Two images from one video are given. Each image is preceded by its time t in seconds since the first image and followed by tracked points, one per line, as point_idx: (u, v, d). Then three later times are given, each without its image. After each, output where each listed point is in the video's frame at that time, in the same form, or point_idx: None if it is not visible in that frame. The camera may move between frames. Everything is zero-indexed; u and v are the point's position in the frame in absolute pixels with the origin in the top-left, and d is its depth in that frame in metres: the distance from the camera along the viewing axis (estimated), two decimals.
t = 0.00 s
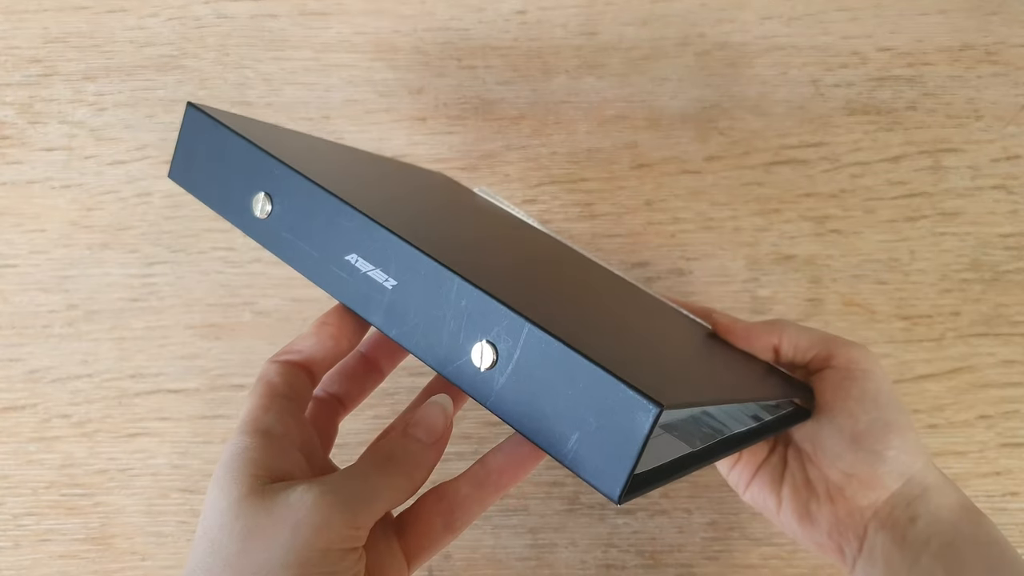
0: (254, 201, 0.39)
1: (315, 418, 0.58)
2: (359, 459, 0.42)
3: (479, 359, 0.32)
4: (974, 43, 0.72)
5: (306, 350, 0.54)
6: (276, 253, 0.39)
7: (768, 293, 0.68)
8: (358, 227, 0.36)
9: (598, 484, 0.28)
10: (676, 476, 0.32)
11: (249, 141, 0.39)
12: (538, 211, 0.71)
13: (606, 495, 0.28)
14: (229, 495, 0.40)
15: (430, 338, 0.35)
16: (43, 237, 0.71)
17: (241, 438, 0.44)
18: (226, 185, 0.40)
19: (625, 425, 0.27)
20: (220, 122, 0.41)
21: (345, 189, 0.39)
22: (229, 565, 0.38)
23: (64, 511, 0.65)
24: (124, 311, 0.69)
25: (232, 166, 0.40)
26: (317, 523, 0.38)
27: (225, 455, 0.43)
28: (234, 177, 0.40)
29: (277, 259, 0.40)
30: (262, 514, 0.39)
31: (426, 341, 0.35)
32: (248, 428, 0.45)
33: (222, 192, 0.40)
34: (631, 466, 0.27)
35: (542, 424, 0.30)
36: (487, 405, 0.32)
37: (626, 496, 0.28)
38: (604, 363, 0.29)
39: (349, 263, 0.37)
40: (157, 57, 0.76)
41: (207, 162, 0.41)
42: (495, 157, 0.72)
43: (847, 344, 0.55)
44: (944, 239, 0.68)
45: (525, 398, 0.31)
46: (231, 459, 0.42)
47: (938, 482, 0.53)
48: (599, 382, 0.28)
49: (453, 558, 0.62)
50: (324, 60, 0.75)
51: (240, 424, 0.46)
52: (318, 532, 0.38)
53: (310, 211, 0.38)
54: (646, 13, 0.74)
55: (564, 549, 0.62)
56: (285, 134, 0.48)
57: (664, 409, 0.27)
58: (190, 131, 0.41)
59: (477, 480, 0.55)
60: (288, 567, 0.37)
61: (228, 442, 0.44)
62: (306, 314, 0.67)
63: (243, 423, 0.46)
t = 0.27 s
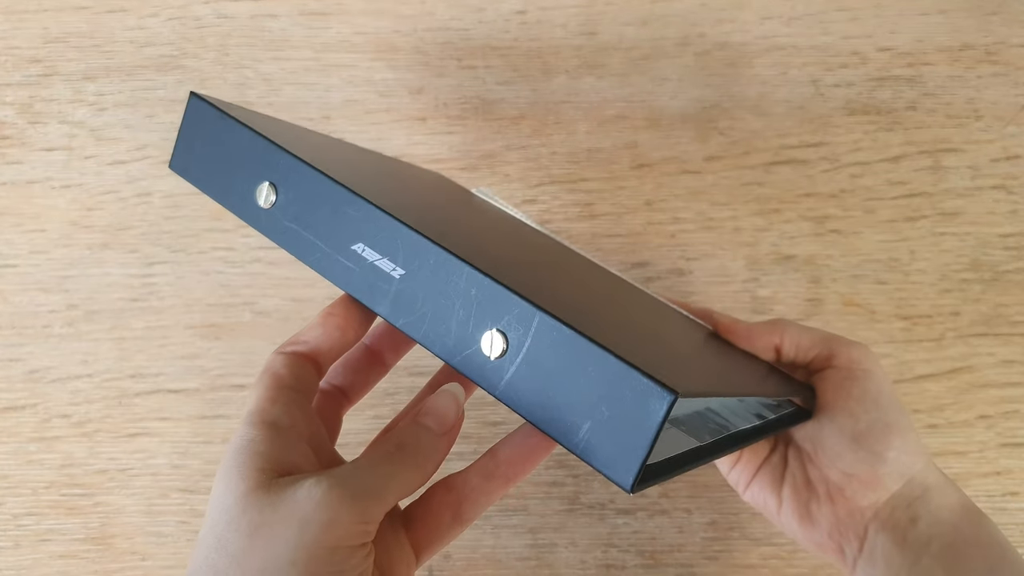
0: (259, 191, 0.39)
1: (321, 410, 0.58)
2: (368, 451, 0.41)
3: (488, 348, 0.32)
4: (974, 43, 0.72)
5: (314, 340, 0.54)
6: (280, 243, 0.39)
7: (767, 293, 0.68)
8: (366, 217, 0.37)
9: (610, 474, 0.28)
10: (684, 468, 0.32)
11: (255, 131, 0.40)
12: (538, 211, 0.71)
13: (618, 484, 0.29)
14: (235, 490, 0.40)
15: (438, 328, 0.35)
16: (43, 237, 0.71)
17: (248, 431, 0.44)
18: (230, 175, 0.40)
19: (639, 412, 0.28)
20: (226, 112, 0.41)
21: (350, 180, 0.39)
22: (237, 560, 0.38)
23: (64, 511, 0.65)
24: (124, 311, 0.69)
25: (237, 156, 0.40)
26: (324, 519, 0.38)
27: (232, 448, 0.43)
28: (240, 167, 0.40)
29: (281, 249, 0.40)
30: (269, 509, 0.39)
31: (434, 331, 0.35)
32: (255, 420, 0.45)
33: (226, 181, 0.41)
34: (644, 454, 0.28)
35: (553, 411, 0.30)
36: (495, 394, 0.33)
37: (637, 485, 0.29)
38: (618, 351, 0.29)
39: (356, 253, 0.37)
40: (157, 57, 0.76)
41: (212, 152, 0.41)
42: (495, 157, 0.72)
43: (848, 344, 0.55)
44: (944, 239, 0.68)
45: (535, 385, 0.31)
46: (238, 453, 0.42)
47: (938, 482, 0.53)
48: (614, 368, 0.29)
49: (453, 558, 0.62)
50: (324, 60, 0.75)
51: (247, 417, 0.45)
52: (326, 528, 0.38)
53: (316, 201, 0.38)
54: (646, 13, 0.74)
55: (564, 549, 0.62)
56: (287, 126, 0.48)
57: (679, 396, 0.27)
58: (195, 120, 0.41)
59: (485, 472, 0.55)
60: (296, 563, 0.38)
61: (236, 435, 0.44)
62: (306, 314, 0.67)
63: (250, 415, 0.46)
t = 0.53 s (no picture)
0: (267, 179, 0.40)
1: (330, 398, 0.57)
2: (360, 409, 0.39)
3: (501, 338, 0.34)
4: (974, 43, 0.72)
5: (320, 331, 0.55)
6: (288, 231, 0.40)
7: (768, 293, 0.68)
8: (374, 204, 0.37)
9: (627, 462, 0.29)
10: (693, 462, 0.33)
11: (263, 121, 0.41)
12: (538, 211, 0.71)
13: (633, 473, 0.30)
14: (238, 471, 0.40)
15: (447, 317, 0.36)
16: (43, 238, 0.71)
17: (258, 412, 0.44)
18: (238, 164, 0.41)
19: (658, 397, 0.29)
20: (235, 103, 0.42)
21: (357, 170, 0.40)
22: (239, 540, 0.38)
23: (64, 511, 0.65)
24: (124, 311, 0.69)
25: (246, 146, 0.41)
26: (315, 497, 0.36)
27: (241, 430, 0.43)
28: (247, 155, 0.41)
29: (287, 238, 0.40)
30: (267, 489, 0.38)
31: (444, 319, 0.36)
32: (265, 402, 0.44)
33: (234, 171, 0.41)
34: (660, 442, 0.29)
35: (568, 401, 0.31)
36: (507, 382, 0.33)
37: (652, 475, 0.29)
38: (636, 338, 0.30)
39: (364, 240, 0.38)
40: (156, 57, 0.76)
41: (219, 142, 0.42)
42: (495, 157, 0.72)
43: (848, 346, 0.56)
44: (944, 239, 0.68)
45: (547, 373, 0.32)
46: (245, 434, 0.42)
47: (940, 485, 0.53)
48: (632, 355, 0.29)
49: (454, 558, 0.62)
50: (324, 60, 0.75)
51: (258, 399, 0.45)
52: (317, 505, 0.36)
53: (325, 189, 0.39)
54: (646, 12, 0.74)
55: (564, 549, 0.62)
56: (293, 122, 0.49)
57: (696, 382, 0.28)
58: (205, 111, 0.42)
59: (500, 465, 0.57)
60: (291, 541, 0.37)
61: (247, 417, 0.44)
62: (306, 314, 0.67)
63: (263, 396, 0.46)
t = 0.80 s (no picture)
0: (261, 175, 0.41)
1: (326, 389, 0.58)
2: (427, 406, 0.40)
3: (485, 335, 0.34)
4: (974, 43, 0.72)
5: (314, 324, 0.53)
6: (280, 228, 0.41)
7: (767, 293, 0.68)
8: (364, 200, 0.37)
9: (605, 461, 0.29)
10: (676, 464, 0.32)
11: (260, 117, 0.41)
12: (538, 211, 0.71)
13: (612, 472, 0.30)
14: (292, 449, 0.40)
15: (432, 315, 0.36)
16: (43, 238, 0.71)
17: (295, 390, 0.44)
18: (233, 160, 0.42)
19: (637, 397, 0.29)
20: (229, 98, 0.42)
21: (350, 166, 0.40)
22: (297, 519, 0.39)
23: (64, 511, 0.65)
24: (124, 311, 0.69)
25: (241, 140, 0.41)
26: (389, 480, 0.38)
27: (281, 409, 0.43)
28: (244, 151, 0.41)
29: (279, 234, 0.41)
30: (332, 469, 0.39)
31: (430, 317, 0.36)
32: (301, 379, 0.45)
33: (228, 167, 0.42)
34: (636, 443, 0.29)
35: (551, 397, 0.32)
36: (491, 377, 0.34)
37: (631, 475, 0.30)
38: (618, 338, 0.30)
39: (354, 237, 0.38)
40: (156, 57, 0.76)
41: (215, 137, 0.42)
42: (495, 157, 0.72)
43: (840, 347, 0.55)
44: (944, 239, 0.68)
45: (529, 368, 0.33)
46: (289, 412, 0.42)
47: (935, 485, 0.53)
48: (613, 355, 0.30)
49: (454, 558, 0.62)
50: (324, 60, 0.75)
51: (286, 376, 0.45)
52: (391, 488, 0.38)
53: (315, 185, 0.39)
54: (646, 12, 0.74)
55: (564, 549, 0.62)
56: (292, 119, 0.49)
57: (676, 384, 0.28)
58: (201, 105, 0.43)
59: (517, 457, 0.57)
60: (360, 524, 0.38)
61: (281, 395, 0.44)
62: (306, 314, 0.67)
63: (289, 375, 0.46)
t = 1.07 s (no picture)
0: (267, 173, 0.44)
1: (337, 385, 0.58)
2: (444, 416, 0.41)
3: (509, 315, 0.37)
4: (974, 43, 0.72)
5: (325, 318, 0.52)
6: (288, 222, 0.43)
7: (768, 293, 0.68)
8: (372, 191, 0.41)
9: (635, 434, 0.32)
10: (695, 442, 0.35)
11: (263, 115, 0.44)
12: (538, 210, 0.71)
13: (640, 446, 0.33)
14: (309, 454, 0.40)
15: (447, 299, 0.39)
16: (44, 237, 0.71)
17: (308, 392, 0.44)
18: (236, 159, 0.45)
19: (668, 366, 0.31)
20: (237, 101, 0.45)
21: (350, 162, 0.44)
22: (314, 526, 0.39)
23: (64, 511, 0.65)
24: (124, 311, 0.69)
25: (245, 141, 0.45)
26: (408, 486, 0.39)
27: (295, 413, 0.43)
28: (248, 149, 0.45)
29: (287, 228, 0.43)
30: (350, 474, 0.39)
31: (446, 301, 0.39)
32: (313, 381, 0.45)
33: (237, 166, 0.45)
34: (665, 414, 0.32)
35: (573, 375, 0.35)
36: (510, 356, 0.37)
37: (660, 447, 0.32)
38: (642, 313, 0.34)
39: (364, 226, 0.41)
40: (157, 57, 0.76)
41: (220, 138, 0.46)
42: (495, 156, 0.72)
43: (842, 341, 0.57)
44: (944, 239, 0.68)
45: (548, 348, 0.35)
46: (304, 415, 0.42)
47: (932, 487, 0.53)
48: (640, 328, 0.33)
49: (453, 558, 0.62)
50: (324, 60, 0.75)
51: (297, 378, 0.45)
52: (410, 494, 0.39)
53: (324, 180, 0.42)
54: (646, 13, 0.75)
55: (564, 549, 0.62)
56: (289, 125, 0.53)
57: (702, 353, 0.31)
58: (208, 110, 0.46)
59: (530, 449, 0.58)
60: (379, 530, 0.38)
61: (294, 398, 0.44)
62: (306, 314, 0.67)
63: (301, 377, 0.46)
